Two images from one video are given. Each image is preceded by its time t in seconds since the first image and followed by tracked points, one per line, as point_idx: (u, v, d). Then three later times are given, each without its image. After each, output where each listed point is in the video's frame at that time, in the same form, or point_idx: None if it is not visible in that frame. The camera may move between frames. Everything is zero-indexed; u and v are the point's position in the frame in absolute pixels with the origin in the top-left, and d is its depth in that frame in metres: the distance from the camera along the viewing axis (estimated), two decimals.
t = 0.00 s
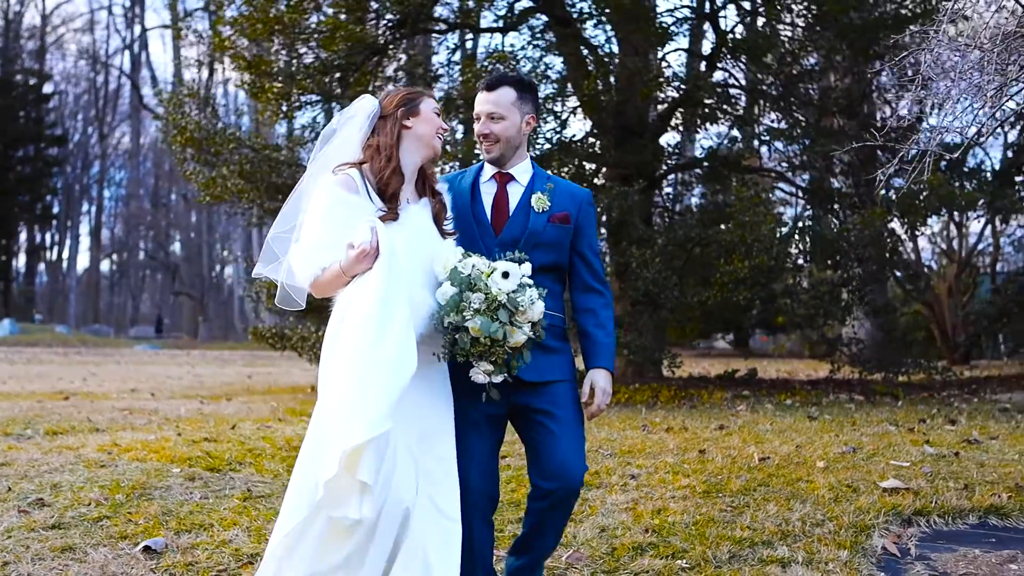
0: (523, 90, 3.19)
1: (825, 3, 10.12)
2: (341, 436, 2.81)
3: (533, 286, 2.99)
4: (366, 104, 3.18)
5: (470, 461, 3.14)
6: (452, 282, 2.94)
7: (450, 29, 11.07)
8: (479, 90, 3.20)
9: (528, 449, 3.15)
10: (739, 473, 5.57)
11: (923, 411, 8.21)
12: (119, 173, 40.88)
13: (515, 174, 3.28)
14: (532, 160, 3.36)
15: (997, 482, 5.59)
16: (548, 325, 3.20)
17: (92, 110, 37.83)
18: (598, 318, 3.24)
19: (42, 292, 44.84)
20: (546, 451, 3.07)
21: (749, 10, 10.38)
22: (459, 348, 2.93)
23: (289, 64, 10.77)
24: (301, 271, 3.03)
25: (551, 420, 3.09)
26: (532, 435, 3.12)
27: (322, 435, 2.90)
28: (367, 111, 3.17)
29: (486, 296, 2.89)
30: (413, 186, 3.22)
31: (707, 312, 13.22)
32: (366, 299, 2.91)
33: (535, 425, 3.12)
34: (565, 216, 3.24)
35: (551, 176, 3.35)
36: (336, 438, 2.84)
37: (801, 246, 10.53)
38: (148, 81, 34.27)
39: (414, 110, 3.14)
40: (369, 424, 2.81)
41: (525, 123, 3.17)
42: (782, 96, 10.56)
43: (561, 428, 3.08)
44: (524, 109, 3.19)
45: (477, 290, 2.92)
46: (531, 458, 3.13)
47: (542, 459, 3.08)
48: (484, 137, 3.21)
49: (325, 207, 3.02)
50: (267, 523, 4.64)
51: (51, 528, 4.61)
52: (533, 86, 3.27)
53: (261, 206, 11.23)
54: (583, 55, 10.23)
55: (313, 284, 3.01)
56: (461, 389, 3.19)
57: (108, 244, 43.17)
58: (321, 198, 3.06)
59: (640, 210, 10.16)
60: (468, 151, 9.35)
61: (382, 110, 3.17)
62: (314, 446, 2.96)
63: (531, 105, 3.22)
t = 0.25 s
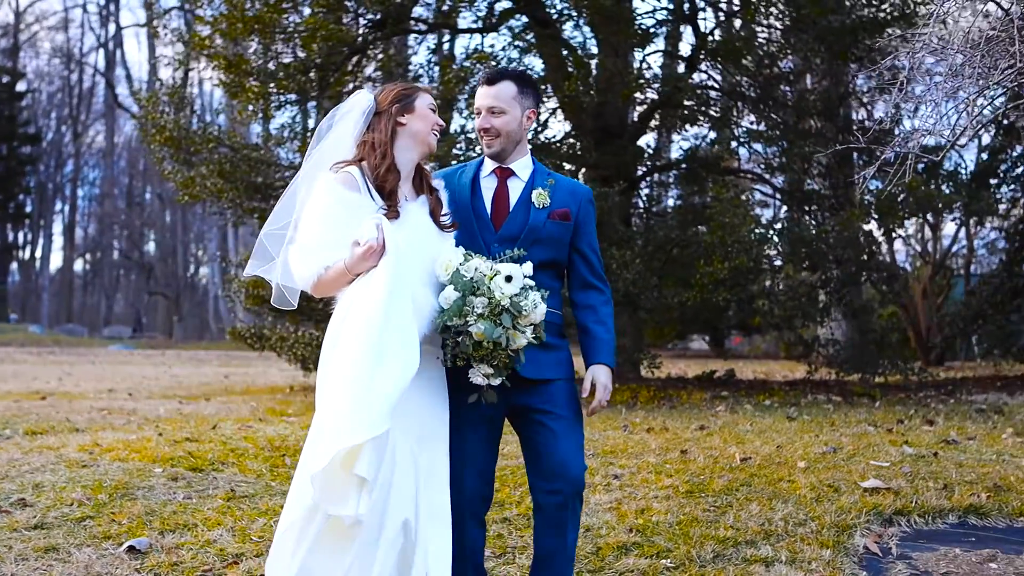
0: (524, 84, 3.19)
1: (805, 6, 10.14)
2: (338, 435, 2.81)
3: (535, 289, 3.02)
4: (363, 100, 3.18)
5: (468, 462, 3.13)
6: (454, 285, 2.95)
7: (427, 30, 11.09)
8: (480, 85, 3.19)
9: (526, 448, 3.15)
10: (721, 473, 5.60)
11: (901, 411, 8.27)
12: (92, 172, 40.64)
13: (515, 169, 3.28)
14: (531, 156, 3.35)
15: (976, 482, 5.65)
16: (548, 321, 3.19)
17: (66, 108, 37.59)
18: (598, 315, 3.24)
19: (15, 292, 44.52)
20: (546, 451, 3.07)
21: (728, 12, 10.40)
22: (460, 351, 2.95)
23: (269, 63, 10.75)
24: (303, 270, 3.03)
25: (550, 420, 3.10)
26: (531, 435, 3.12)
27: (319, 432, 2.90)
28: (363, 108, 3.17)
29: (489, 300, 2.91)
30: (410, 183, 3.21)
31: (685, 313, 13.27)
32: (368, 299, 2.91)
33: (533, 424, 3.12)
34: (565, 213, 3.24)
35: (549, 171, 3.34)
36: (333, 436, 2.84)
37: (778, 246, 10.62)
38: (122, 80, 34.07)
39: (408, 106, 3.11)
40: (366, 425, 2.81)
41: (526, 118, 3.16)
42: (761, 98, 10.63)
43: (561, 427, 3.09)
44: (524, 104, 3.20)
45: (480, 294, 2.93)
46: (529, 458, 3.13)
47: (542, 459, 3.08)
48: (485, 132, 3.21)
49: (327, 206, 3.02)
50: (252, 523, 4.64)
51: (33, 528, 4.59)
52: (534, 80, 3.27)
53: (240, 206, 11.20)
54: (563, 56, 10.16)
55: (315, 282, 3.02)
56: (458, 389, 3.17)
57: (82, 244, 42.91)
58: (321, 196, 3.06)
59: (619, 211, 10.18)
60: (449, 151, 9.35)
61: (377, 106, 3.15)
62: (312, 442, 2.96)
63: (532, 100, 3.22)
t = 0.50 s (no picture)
0: (527, 85, 3.18)
1: (783, 8, 10.15)
2: (337, 441, 2.78)
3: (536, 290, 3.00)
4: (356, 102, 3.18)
5: (466, 466, 3.10)
6: (456, 289, 2.92)
7: (404, 29, 11.04)
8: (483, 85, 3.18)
9: (522, 454, 3.14)
10: (702, 472, 5.62)
11: (879, 411, 8.32)
12: (66, 170, 40.38)
13: (517, 169, 3.23)
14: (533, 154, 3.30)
15: (954, 481, 5.70)
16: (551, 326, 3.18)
17: (39, 106, 37.34)
18: (601, 317, 3.23)
19: None
20: (545, 462, 3.06)
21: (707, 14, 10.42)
22: (463, 356, 2.93)
23: (248, 62, 10.72)
24: (303, 274, 2.99)
25: (550, 430, 3.08)
26: (529, 443, 3.11)
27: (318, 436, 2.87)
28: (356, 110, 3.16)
29: (491, 303, 2.89)
30: (405, 187, 3.16)
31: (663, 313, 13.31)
32: (370, 302, 2.88)
33: (532, 431, 3.10)
34: (568, 214, 3.20)
35: (549, 171, 3.30)
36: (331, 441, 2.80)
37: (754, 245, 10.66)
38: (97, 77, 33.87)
39: (397, 109, 3.09)
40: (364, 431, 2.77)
41: (529, 115, 3.14)
42: (740, 100, 10.68)
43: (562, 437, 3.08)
44: (527, 102, 3.17)
45: (482, 297, 2.91)
46: (526, 466, 3.12)
47: (540, 470, 3.07)
48: (487, 130, 3.18)
49: (325, 209, 2.97)
50: (235, 523, 4.63)
51: (15, 528, 4.57)
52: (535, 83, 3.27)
53: (218, 205, 11.16)
54: (542, 57, 10.17)
55: (316, 286, 2.98)
56: (458, 391, 3.13)
57: (55, 242, 42.63)
58: (319, 198, 3.01)
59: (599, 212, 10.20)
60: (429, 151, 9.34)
61: (368, 109, 3.13)
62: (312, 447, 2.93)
63: (534, 99, 3.20)
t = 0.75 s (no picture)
0: (532, 92, 3.11)
1: (762, 10, 10.18)
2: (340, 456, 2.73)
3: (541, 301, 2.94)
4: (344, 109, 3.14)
5: (466, 476, 3.02)
6: (461, 295, 2.87)
7: (382, 31, 11.10)
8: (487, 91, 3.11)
9: (522, 467, 3.05)
10: (683, 473, 5.66)
11: (856, 412, 8.38)
12: (39, 168, 40.13)
13: (522, 176, 3.16)
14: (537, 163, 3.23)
15: (932, 481, 5.76)
16: (555, 335, 3.12)
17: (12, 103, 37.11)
18: (608, 327, 3.18)
19: None
20: (545, 474, 2.98)
21: (686, 15, 10.45)
22: (465, 364, 2.86)
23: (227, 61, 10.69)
24: (301, 286, 2.90)
25: (551, 443, 3.00)
26: (528, 456, 3.02)
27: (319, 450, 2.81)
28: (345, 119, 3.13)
29: (495, 311, 2.82)
30: (402, 194, 3.11)
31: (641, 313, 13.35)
32: (373, 314, 2.80)
33: (533, 443, 3.02)
34: (575, 222, 3.13)
35: (554, 179, 3.23)
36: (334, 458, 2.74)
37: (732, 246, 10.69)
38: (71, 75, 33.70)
39: (381, 118, 3.03)
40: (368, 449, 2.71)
41: (534, 122, 3.07)
42: (718, 102, 10.68)
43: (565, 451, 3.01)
44: (533, 109, 3.10)
45: (486, 304, 2.85)
46: (525, 479, 3.03)
47: (539, 484, 2.99)
48: (491, 137, 3.11)
49: (322, 221, 2.90)
50: (218, 523, 4.62)
51: None
52: (540, 89, 3.19)
53: (196, 204, 11.12)
54: (521, 56, 10.22)
55: (314, 299, 2.88)
56: (458, 397, 3.05)
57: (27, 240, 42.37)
58: (316, 208, 2.94)
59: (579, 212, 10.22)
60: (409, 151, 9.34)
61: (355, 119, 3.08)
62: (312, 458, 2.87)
63: (540, 105, 3.14)
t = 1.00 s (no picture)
0: (540, 105, 3.12)
1: (742, 12, 10.19)
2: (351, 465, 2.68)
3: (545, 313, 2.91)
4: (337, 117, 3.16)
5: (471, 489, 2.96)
6: (463, 308, 2.84)
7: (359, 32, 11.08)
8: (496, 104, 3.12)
9: (532, 481, 3.03)
10: (665, 472, 5.69)
11: (834, 412, 8.45)
12: (12, 165, 39.87)
13: (531, 191, 3.16)
14: (546, 177, 3.24)
15: (911, 481, 5.81)
16: (560, 350, 3.11)
17: None
18: (617, 347, 3.22)
19: None
20: (556, 486, 2.95)
21: (666, 17, 10.50)
22: (466, 375, 2.82)
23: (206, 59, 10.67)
24: (298, 298, 2.87)
25: (560, 455, 2.97)
26: (540, 467, 2.99)
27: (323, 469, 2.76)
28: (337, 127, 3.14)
29: (497, 324, 2.80)
30: (398, 201, 3.11)
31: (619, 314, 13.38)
32: (377, 326, 2.78)
33: (542, 455, 3.00)
34: (584, 239, 3.15)
35: (563, 194, 3.23)
36: (339, 473, 2.70)
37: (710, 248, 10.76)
38: (45, 72, 33.49)
39: (369, 125, 3.04)
40: (376, 463, 2.66)
41: (543, 134, 3.07)
42: (697, 103, 10.65)
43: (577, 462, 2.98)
44: (540, 122, 3.10)
45: (489, 316, 2.82)
46: (535, 492, 3.01)
47: (551, 496, 2.96)
48: (499, 149, 3.11)
49: (316, 232, 2.88)
50: (202, 524, 4.62)
51: None
52: (548, 103, 3.20)
53: (175, 203, 11.10)
54: (501, 58, 10.27)
55: (313, 311, 2.85)
56: (466, 408, 3.02)
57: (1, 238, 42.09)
58: (311, 219, 2.92)
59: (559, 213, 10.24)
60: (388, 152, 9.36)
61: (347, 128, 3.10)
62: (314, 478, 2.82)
63: (548, 118, 3.12)
